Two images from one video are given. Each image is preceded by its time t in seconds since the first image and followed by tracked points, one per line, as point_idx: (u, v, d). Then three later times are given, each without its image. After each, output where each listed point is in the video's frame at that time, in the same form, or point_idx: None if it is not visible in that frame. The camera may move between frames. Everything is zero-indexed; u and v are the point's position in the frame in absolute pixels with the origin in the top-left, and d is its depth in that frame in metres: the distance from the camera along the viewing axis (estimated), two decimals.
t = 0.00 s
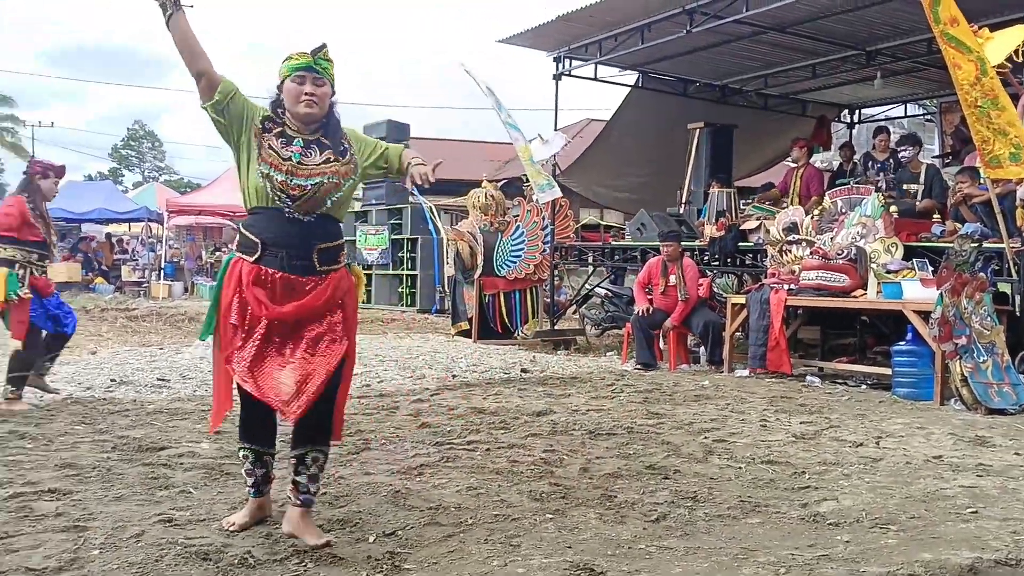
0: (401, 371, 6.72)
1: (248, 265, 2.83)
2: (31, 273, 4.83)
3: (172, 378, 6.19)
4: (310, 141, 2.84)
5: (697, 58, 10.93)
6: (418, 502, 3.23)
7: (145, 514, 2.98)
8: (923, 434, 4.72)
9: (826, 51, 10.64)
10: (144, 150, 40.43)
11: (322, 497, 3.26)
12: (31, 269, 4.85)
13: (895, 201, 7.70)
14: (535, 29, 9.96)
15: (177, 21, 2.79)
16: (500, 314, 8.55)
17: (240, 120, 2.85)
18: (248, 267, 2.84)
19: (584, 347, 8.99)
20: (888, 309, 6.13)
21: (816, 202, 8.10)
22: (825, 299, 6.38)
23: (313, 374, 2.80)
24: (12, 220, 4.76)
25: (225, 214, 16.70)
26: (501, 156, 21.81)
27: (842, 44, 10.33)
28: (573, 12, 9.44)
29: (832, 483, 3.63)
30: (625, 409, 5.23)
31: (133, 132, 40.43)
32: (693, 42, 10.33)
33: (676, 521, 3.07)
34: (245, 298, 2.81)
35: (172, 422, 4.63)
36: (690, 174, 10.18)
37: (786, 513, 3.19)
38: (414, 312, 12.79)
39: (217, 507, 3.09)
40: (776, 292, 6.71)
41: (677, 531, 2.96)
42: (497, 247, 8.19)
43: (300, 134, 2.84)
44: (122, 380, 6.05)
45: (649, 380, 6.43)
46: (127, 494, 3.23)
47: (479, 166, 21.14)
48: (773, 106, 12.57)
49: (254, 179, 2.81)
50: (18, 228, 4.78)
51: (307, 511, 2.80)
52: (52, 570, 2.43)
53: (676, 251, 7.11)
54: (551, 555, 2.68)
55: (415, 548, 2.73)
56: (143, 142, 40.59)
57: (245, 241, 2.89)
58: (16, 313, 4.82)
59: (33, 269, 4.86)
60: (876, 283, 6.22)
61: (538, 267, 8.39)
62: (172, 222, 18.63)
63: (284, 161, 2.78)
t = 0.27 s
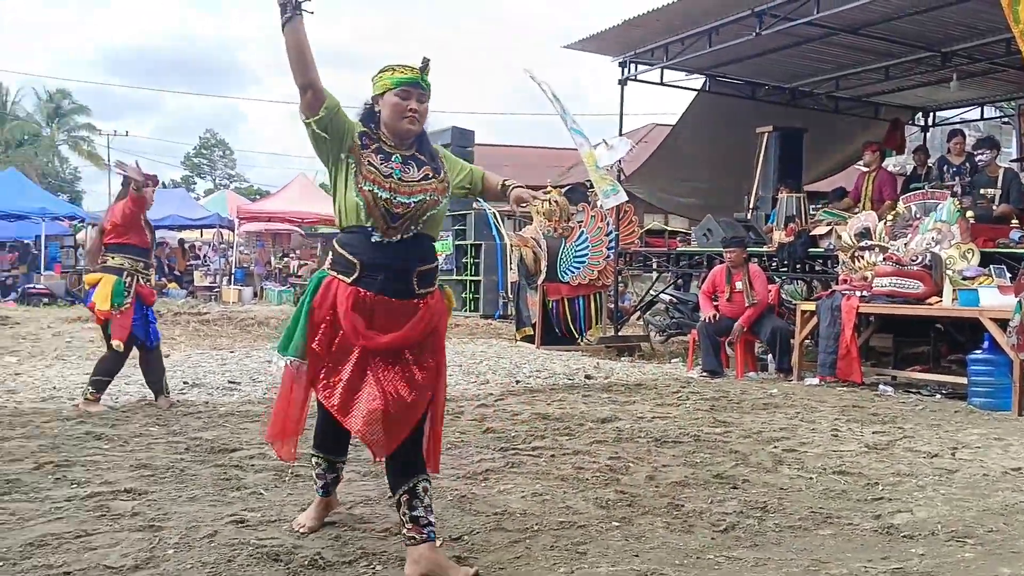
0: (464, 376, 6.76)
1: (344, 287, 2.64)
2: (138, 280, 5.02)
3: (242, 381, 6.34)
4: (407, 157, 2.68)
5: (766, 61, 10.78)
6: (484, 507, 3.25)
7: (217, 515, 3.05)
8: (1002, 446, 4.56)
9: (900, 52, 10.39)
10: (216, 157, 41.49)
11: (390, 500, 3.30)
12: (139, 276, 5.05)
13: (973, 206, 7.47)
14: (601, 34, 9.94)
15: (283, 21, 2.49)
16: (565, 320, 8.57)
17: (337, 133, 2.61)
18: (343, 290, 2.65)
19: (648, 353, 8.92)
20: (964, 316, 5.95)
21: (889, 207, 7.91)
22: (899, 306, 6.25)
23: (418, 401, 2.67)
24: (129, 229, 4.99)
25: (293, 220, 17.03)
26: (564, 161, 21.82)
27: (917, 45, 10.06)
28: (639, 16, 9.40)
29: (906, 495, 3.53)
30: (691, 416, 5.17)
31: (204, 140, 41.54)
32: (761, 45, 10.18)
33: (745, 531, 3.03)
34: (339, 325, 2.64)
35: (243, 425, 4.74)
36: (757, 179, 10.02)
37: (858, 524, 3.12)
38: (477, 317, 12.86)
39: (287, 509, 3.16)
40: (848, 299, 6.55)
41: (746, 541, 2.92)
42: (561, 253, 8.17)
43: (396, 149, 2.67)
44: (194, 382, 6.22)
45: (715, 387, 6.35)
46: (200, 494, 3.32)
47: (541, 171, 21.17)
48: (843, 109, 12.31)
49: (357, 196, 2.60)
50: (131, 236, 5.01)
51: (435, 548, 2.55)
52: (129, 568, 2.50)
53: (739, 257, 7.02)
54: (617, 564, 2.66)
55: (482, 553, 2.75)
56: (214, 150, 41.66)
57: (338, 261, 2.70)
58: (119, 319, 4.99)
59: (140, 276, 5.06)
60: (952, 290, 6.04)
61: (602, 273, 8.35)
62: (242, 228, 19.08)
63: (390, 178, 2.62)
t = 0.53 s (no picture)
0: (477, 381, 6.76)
1: (447, 296, 2.44)
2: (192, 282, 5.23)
3: (255, 386, 6.36)
4: (478, 157, 2.52)
5: (780, 66, 10.76)
6: (496, 513, 3.24)
7: (230, 520, 3.07)
8: (1017, 452, 4.52)
9: (914, 58, 10.34)
10: (230, 163, 41.70)
11: (401, 506, 3.30)
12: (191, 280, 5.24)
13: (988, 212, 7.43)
14: (614, 40, 9.95)
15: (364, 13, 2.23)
16: (579, 326, 8.51)
17: (417, 137, 2.37)
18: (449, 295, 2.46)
19: (661, 359, 8.90)
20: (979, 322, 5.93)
21: (904, 213, 7.87)
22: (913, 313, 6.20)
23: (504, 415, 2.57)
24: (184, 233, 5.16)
25: (307, 226, 17.09)
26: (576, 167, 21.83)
27: (932, 50, 10.02)
28: (653, 22, 9.40)
29: (920, 501, 3.51)
30: (704, 422, 5.16)
31: (218, 145, 41.75)
32: (775, 50, 10.16)
33: (757, 537, 3.01)
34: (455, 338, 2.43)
35: (256, 430, 4.75)
36: (771, 185, 9.99)
37: (871, 531, 3.10)
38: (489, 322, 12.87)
39: (299, 514, 3.17)
40: (863, 304, 6.53)
41: (759, 548, 2.90)
42: (575, 258, 8.23)
43: (468, 150, 2.50)
44: (208, 387, 6.24)
45: (728, 393, 6.33)
46: (213, 500, 3.33)
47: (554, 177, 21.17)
48: (857, 114, 12.28)
49: (443, 199, 2.40)
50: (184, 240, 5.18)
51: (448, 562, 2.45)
52: (142, 573, 2.52)
53: (752, 261, 7.03)
54: (629, 570, 2.65)
55: (493, 559, 2.74)
56: (228, 155, 41.86)
57: (418, 267, 2.46)
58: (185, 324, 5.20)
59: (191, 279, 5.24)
60: (967, 297, 6.02)
61: (615, 279, 8.31)
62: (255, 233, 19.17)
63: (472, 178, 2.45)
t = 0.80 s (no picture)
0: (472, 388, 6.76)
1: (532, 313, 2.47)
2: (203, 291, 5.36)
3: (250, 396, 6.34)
4: (541, 164, 2.53)
5: (771, 71, 10.80)
6: (491, 521, 3.24)
7: (224, 531, 3.06)
8: (1011, 453, 4.53)
9: (905, 62, 10.39)
10: (223, 172, 41.65)
11: (396, 515, 3.29)
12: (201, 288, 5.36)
13: (979, 215, 7.46)
14: (606, 47, 9.98)
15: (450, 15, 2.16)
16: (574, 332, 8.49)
17: (498, 146, 2.34)
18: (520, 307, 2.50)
19: (656, 364, 8.91)
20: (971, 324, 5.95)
21: (896, 216, 7.89)
22: (906, 316, 6.24)
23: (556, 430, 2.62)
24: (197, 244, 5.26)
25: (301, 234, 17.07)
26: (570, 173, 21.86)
27: (922, 54, 10.07)
28: (644, 29, 9.44)
29: (915, 504, 3.51)
30: (700, 427, 5.16)
31: (212, 154, 41.72)
32: (767, 55, 10.20)
33: (753, 542, 3.01)
34: (535, 348, 2.50)
35: (251, 440, 4.74)
36: (763, 190, 10.01)
37: (866, 535, 3.10)
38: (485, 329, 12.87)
39: (294, 525, 3.16)
40: (855, 307, 6.57)
41: (755, 553, 2.90)
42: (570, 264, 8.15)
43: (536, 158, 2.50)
44: (203, 397, 6.22)
45: (723, 398, 6.33)
46: (207, 511, 3.31)
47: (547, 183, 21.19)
48: (849, 118, 12.33)
49: (523, 208, 2.40)
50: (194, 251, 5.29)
51: (447, 572, 2.49)
52: None
53: (752, 264, 6.98)
54: None
55: (490, 567, 2.74)
56: (221, 164, 41.81)
57: (498, 281, 2.44)
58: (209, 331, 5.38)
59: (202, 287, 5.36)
60: (959, 299, 6.05)
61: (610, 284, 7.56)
62: (249, 242, 19.15)
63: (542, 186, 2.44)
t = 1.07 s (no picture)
0: (468, 397, 6.75)
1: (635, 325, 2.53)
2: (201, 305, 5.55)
3: (245, 405, 6.33)
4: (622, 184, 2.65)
5: (765, 79, 10.84)
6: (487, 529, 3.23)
7: (219, 541, 3.05)
8: (1005, 460, 4.54)
9: (898, 70, 10.44)
10: (218, 180, 41.61)
11: (391, 523, 3.29)
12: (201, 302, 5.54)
13: (973, 222, 7.49)
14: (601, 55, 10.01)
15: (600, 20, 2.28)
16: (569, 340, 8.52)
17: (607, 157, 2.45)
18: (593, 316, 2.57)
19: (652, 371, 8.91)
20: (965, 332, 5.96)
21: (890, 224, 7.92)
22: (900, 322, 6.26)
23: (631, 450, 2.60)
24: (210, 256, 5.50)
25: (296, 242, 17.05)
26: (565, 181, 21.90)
27: (915, 62, 10.12)
28: (639, 37, 9.47)
29: (910, 511, 3.52)
30: (695, 435, 5.16)
31: (207, 162, 41.70)
32: (761, 63, 10.24)
33: (748, 549, 3.01)
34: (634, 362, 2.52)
35: (246, 449, 4.73)
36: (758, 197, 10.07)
37: (861, 542, 3.10)
38: (480, 337, 12.87)
39: (288, 534, 3.15)
40: (850, 315, 6.60)
41: (751, 560, 2.90)
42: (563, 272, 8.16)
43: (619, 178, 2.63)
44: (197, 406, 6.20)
45: (719, 405, 6.34)
46: (201, 520, 3.31)
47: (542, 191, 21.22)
48: (843, 126, 12.37)
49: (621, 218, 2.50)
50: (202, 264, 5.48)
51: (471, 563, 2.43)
52: None
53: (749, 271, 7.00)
54: None
55: None
56: (216, 173, 41.79)
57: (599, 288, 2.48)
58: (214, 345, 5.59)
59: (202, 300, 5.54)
60: (953, 306, 6.03)
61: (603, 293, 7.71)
62: (244, 251, 19.12)
63: (623, 192, 2.58)
